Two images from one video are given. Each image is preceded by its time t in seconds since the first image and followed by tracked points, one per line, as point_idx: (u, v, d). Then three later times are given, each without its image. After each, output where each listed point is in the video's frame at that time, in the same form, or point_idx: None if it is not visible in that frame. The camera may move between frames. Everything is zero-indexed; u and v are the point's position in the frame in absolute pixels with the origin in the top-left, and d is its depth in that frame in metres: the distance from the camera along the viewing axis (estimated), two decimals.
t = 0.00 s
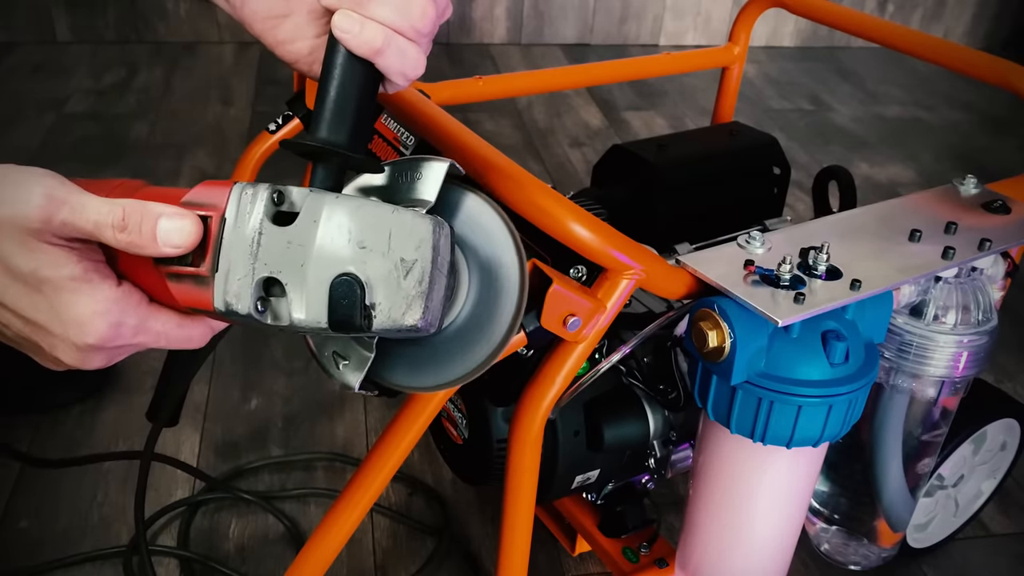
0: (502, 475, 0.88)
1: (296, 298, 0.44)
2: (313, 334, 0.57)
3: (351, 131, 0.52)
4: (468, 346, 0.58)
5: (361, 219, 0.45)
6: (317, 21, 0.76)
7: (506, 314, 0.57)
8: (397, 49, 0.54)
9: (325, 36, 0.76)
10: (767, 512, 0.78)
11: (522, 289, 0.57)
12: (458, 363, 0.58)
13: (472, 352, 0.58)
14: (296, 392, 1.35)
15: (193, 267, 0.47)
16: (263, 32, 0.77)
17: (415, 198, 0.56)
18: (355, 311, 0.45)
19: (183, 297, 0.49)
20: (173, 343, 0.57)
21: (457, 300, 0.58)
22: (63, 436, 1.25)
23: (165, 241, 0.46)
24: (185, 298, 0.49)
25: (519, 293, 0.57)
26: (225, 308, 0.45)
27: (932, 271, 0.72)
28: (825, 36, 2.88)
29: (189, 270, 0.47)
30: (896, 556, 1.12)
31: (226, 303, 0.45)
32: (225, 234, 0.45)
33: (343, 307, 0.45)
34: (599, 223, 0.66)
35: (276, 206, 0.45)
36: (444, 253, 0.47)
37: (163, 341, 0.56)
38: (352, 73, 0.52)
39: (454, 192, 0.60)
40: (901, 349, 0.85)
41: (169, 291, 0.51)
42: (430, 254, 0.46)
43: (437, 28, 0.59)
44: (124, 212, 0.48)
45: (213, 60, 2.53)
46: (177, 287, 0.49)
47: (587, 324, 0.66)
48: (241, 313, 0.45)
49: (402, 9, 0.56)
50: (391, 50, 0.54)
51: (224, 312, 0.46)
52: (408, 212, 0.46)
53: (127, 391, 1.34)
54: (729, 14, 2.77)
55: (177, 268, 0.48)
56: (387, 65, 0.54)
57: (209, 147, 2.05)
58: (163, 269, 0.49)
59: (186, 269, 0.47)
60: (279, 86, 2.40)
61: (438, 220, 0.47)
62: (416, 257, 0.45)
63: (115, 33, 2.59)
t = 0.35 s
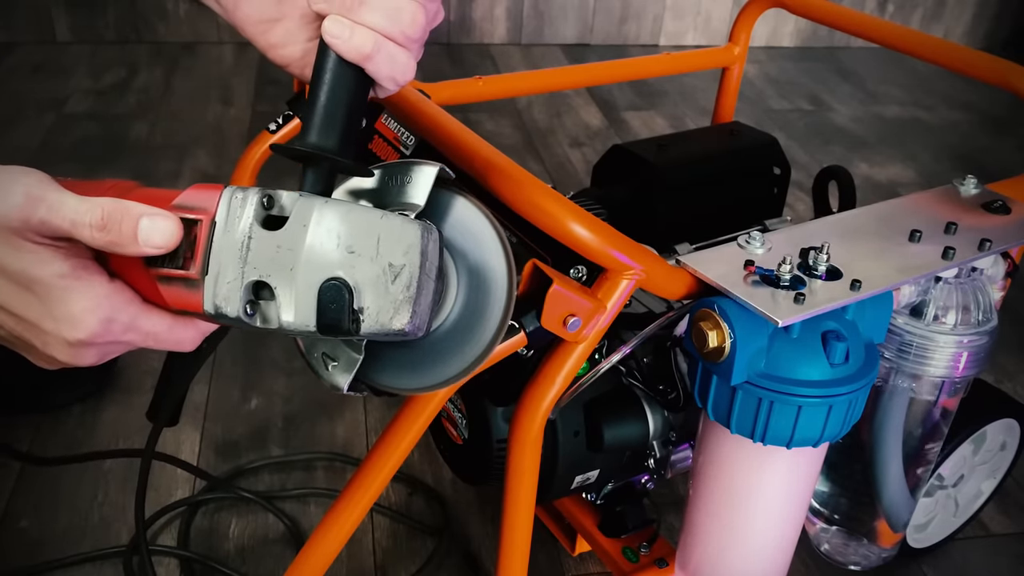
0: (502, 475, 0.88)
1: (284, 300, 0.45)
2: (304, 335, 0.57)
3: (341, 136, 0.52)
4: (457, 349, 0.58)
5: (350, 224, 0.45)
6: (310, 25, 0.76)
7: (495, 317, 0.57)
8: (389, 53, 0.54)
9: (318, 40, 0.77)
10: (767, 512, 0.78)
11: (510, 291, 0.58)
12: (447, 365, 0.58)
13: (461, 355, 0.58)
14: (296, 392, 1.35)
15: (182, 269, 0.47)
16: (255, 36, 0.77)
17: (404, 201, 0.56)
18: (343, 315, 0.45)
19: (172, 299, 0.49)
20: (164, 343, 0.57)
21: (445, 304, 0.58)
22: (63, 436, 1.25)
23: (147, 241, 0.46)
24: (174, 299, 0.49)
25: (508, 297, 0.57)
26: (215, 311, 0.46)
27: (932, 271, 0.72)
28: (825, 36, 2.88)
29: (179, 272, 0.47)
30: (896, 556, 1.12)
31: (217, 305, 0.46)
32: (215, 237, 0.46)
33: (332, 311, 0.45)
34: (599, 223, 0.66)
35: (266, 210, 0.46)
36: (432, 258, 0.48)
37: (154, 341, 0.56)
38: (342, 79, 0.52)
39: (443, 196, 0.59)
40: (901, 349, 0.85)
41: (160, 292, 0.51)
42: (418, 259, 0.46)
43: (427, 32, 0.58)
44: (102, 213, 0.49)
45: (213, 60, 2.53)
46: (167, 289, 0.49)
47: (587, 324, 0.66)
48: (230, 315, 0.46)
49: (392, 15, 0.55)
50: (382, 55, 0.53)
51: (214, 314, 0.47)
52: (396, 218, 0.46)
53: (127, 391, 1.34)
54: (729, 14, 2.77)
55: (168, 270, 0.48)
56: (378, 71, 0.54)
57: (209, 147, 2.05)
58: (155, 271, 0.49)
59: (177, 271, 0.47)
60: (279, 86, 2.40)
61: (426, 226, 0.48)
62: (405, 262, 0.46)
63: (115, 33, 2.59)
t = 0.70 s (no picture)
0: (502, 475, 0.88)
1: (281, 297, 0.45)
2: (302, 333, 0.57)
3: (340, 132, 0.52)
4: (455, 348, 0.58)
5: (348, 220, 0.45)
6: (309, 21, 0.76)
7: (493, 316, 0.57)
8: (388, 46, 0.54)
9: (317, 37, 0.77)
10: (767, 512, 0.78)
11: (509, 289, 0.57)
12: (445, 364, 0.58)
13: (459, 354, 0.58)
14: (296, 392, 1.35)
15: (180, 265, 0.47)
16: (254, 33, 0.77)
17: (404, 199, 0.56)
18: (340, 312, 0.45)
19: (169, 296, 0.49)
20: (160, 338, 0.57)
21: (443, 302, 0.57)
22: (63, 436, 1.25)
23: (143, 240, 0.46)
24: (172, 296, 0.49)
25: (507, 295, 0.57)
26: (212, 307, 0.46)
27: (932, 271, 0.72)
28: (825, 36, 2.88)
29: (177, 269, 0.47)
30: (896, 556, 1.12)
31: (214, 301, 0.46)
32: (213, 233, 0.45)
33: (330, 308, 0.45)
34: (599, 223, 0.66)
35: (264, 206, 0.46)
36: (430, 255, 0.48)
37: (153, 338, 0.56)
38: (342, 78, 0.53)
39: (442, 194, 0.59)
40: (901, 349, 0.85)
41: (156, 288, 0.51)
42: (416, 255, 0.47)
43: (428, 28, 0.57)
44: (97, 214, 0.48)
45: (213, 60, 2.53)
46: (164, 284, 0.49)
47: (587, 324, 0.66)
48: (227, 311, 0.46)
49: (391, 11, 0.54)
50: (382, 47, 0.53)
51: (211, 310, 0.46)
52: (394, 215, 0.46)
53: (127, 391, 1.34)
54: (729, 13, 2.77)
55: (165, 266, 0.48)
56: (378, 64, 0.54)
57: (209, 147, 2.05)
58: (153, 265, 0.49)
59: (174, 267, 0.47)
60: (279, 86, 2.40)
61: (424, 222, 0.48)
62: (403, 258, 0.46)
63: (115, 33, 2.59)
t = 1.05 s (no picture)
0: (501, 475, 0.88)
1: (260, 308, 0.45)
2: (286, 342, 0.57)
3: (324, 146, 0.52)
4: (436, 360, 0.58)
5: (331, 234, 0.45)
6: (297, 36, 0.76)
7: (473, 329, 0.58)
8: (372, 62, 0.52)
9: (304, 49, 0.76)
10: (766, 512, 0.78)
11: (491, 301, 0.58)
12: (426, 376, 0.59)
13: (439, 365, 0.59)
14: (296, 392, 1.35)
15: (164, 275, 0.48)
16: (244, 45, 0.77)
17: (388, 212, 0.56)
18: (319, 324, 0.45)
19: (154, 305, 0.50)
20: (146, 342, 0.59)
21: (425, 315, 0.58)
22: (62, 436, 1.25)
23: (130, 247, 0.48)
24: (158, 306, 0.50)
25: (488, 309, 0.58)
26: (194, 317, 0.46)
27: (932, 271, 0.72)
28: (825, 36, 2.88)
29: (161, 279, 0.48)
30: (896, 556, 1.12)
31: (196, 312, 0.46)
32: (197, 244, 0.46)
33: (307, 321, 0.45)
34: (599, 223, 0.66)
35: (247, 219, 0.46)
36: (410, 269, 0.48)
37: (139, 343, 0.58)
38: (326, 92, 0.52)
39: (426, 207, 0.60)
40: (901, 349, 0.85)
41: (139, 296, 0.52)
42: (395, 270, 0.47)
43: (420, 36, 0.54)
44: (87, 224, 0.50)
45: (213, 60, 2.53)
46: (148, 294, 0.50)
47: (587, 324, 0.66)
48: (208, 321, 0.46)
49: (377, 27, 0.51)
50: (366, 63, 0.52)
51: (192, 320, 0.47)
52: (374, 229, 0.46)
53: (127, 391, 1.34)
54: (729, 13, 2.77)
55: (149, 276, 0.49)
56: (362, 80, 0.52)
57: (209, 147, 2.05)
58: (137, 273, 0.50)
59: (157, 276, 0.48)
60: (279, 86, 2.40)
61: (405, 237, 0.48)
62: (382, 273, 0.46)
63: (115, 33, 2.59)
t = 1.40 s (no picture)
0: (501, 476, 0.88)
1: (287, 295, 0.45)
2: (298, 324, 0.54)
3: (350, 134, 0.51)
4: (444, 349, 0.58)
5: (358, 224, 0.45)
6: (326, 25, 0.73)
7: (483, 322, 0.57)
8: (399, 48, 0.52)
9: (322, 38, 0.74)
10: (766, 512, 0.78)
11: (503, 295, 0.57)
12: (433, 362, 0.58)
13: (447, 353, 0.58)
14: (296, 392, 1.35)
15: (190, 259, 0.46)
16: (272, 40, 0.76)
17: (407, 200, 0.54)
18: (345, 313, 0.45)
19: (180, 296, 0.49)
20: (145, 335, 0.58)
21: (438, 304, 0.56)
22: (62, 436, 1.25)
23: (165, 231, 0.45)
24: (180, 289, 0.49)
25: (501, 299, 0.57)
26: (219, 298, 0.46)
27: (932, 271, 0.72)
28: (825, 36, 2.88)
29: (188, 259, 0.46)
30: (896, 556, 1.12)
31: (223, 295, 0.45)
32: (224, 225, 0.45)
33: (336, 310, 0.45)
34: (599, 223, 0.66)
35: (275, 204, 0.45)
36: (433, 261, 0.48)
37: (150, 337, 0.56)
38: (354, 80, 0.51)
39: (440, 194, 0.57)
40: (901, 349, 0.85)
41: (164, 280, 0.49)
42: (420, 262, 0.47)
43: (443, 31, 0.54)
44: (126, 215, 0.46)
45: (213, 60, 2.53)
46: (171, 274, 0.47)
47: (587, 324, 0.66)
48: (234, 304, 0.45)
49: (403, 15, 0.51)
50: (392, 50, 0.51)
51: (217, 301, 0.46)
52: (401, 219, 0.46)
53: (127, 392, 1.34)
54: (729, 13, 2.77)
55: (174, 256, 0.46)
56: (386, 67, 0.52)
57: (209, 147, 2.05)
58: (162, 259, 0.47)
59: (183, 258, 0.46)
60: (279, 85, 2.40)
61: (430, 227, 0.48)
62: (407, 264, 0.46)
63: (115, 33, 2.59)
